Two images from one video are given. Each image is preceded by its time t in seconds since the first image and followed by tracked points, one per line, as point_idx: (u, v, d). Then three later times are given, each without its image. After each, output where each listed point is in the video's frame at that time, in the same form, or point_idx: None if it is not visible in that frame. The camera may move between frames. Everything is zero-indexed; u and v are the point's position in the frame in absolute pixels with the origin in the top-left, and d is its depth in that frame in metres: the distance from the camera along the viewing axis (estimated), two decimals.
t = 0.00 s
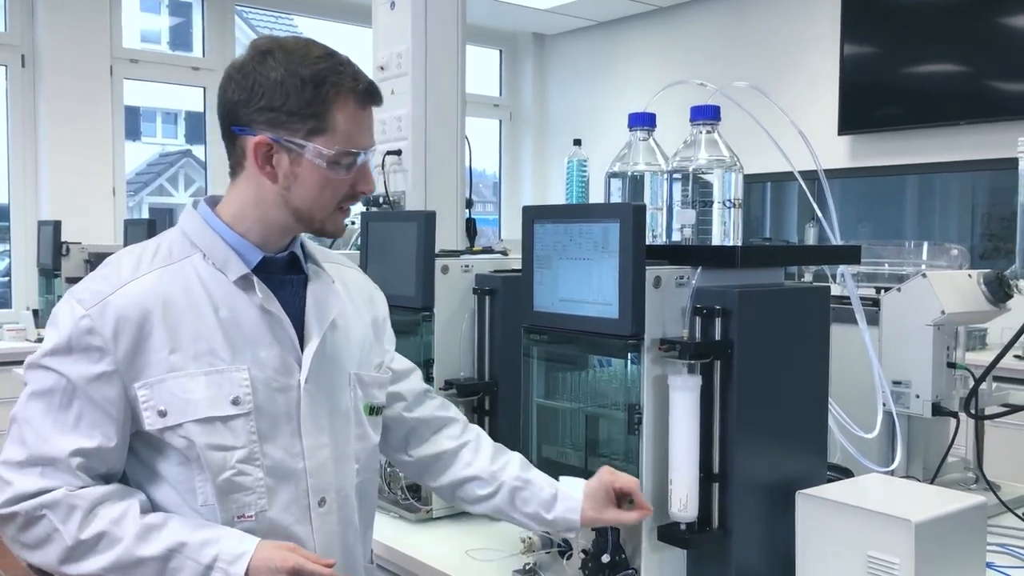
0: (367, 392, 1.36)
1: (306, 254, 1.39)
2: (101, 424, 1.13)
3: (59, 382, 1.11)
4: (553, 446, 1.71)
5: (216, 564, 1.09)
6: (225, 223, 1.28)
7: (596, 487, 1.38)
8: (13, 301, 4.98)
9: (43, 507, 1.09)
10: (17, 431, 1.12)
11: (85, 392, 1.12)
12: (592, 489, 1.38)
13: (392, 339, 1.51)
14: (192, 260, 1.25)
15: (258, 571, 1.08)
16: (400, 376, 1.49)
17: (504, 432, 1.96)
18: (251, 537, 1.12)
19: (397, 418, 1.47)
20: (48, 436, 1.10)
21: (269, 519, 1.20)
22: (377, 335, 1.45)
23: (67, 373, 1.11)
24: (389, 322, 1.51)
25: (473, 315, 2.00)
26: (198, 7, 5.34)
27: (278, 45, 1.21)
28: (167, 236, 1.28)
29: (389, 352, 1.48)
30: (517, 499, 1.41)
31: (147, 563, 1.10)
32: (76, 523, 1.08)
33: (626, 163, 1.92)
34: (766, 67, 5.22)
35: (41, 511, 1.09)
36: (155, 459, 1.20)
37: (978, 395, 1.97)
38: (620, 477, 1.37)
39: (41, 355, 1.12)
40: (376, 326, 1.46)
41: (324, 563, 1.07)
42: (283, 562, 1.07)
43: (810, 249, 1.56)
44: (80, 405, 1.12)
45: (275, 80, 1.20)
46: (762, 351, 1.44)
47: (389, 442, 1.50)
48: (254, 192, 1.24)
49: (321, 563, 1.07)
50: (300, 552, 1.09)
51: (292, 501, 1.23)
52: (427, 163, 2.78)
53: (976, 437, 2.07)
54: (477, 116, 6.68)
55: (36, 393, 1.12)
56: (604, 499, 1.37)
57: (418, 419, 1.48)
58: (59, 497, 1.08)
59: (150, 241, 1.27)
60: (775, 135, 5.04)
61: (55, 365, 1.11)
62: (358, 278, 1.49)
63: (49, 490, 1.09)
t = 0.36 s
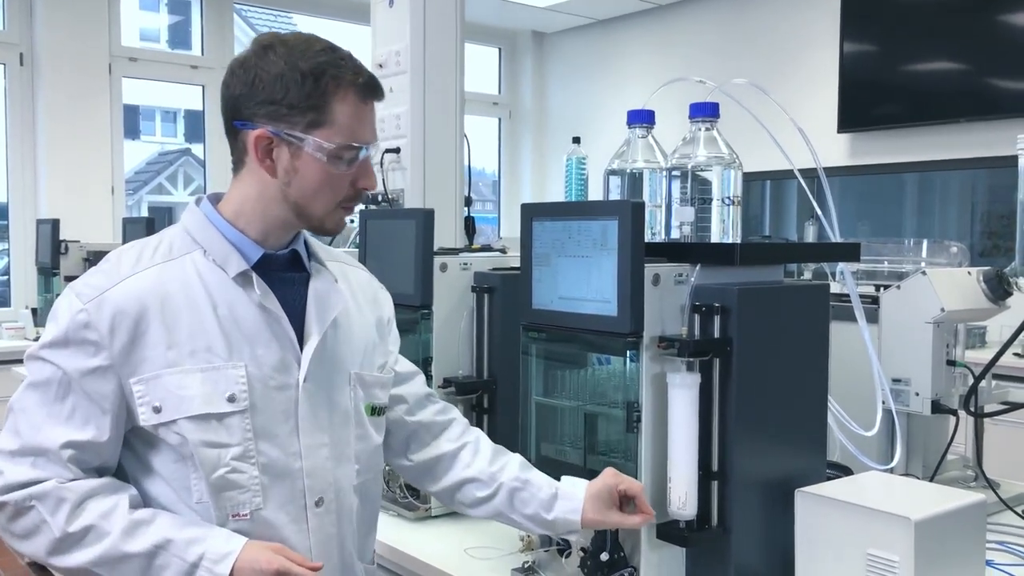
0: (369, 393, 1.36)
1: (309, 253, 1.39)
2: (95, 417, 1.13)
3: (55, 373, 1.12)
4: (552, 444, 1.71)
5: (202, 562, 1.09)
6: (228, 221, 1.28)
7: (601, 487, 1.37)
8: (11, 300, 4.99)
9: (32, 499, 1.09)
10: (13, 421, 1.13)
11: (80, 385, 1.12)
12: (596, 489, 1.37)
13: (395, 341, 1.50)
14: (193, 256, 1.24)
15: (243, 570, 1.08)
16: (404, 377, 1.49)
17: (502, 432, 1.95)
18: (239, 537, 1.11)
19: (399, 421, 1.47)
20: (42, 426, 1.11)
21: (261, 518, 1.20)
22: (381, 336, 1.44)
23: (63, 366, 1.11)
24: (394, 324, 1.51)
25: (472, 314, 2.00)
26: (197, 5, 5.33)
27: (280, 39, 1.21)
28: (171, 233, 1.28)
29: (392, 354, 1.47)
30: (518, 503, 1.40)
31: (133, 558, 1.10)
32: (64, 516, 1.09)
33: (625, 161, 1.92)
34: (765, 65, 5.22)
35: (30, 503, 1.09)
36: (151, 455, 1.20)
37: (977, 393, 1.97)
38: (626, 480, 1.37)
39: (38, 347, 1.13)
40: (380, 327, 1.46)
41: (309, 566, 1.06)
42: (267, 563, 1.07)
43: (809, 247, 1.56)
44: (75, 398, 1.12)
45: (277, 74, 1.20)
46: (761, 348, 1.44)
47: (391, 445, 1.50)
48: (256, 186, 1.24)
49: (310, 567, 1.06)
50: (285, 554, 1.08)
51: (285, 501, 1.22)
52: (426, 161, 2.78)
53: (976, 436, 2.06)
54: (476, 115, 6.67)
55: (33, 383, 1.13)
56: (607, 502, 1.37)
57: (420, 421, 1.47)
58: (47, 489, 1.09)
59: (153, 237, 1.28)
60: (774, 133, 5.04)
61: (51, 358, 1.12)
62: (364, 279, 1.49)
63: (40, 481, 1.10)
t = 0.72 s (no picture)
0: (365, 387, 1.34)
1: (303, 246, 1.39)
2: (88, 414, 1.12)
3: (48, 370, 1.10)
4: (549, 439, 1.70)
5: (198, 557, 1.08)
6: (218, 214, 1.28)
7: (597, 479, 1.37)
8: (9, 296, 4.97)
9: (27, 495, 1.08)
10: (6, 418, 1.12)
11: (73, 382, 1.11)
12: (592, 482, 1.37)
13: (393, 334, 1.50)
14: (184, 250, 1.24)
15: (240, 566, 1.07)
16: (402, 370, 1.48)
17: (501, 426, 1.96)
18: (236, 531, 1.11)
19: (396, 415, 1.46)
20: (36, 423, 1.10)
21: (258, 513, 1.19)
22: (378, 330, 1.44)
23: (55, 362, 1.10)
24: (391, 318, 1.50)
25: (469, 309, 1.99)
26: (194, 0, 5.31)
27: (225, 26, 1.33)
28: (162, 227, 1.27)
29: (389, 348, 1.46)
30: (519, 495, 1.40)
31: (129, 554, 1.09)
32: (59, 513, 1.08)
33: (623, 155, 1.91)
34: (764, 60, 5.21)
35: (26, 499, 1.09)
36: (145, 450, 1.19)
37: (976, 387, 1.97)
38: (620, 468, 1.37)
39: (31, 344, 1.11)
40: (377, 320, 1.45)
41: (308, 560, 1.05)
42: (265, 557, 1.06)
43: (806, 241, 1.55)
44: (68, 394, 1.11)
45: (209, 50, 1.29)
46: (760, 342, 1.44)
47: (389, 441, 1.49)
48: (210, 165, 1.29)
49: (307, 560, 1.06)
50: (282, 548, 1.08)
51: (282, 496, 1.21)
52: (423, 156, 2.77)
53: (974, 430, 2.06)
54: (474, 110, 6.65)
55: (26, 380, 1.11)
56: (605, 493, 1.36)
57: (418, 415, 1.47)
58: (43, 486, 1.08)
59: (144, 231, 1.27)
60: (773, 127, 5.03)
61: (42, 353, 1.11)
62: (359, 271, 1.48)
63: (35, 478, 1.09)
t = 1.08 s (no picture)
0: (358, 382, 1.34)
1: (294, 241, 1.38)
2: (78, 413, 1.12)
3: (37, 371, 1.11)
4: (550, 436, 1.70)
5: (190, 555, 1.08)
6: (208, 211, 1.28)
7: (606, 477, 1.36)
8: (9, 293, 4.97)
9: (19, 496, 1.08)
10: None
11: (62, 381, 1.11)
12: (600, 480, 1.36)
13: (390, 328, 1.50)
14: (173, 247, 1.24)
15: (232, 563, 1.07)
16: (398, 365, 1.47)
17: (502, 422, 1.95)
18: (228, 529, 1.10)
19: (396, 409, 1.46)
20: (26, 425, 1.10)
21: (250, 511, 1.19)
22: (372, 325, 1.43)
23: (43, 362, 1.10)
24: (386, 312, 1.50)
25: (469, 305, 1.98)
26: None
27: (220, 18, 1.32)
28: (150, 225, 1.27)
29: (385, 341, 1.47)
30: (522, 487, 1.39)
31: (121, 554, 1.09)
32: (51, 513, 1.08)
33: (622, 150, 1.90)
34: (764, 56, 5.20)
35: (17, 500, 1.09)
36: (136, 449, 1.19)
37: (978, 384, 1.97)
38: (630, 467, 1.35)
39: (20, 345, 1.12)
40: (370, 314, 1.45)
41: (301, 556, 1.04)
42: (256, 554, 1.06)
43: (807, 238, 1.55)
44: (57, 395, 1.11)
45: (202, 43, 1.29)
46: (760, 338, 1.43)
47: (391, 434, 1.49)
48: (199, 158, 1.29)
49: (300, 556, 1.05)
50: (275, 545, 1.07)
51: (275, 493, 1.21)
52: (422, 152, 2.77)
53: (975, 427, 2.05)
54: (474, 107, 6.63)
55: (16, 381, 1.12)
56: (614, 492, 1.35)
57: (419, 410, 1.46)
58: (34, 486, 1.08)
59: (133, 229, 1.27)
60: (774, 123, 5.01)
61: (32, 354, 1.11)
62: (353, 266, 1.47)
63: (26, 479, 1.09)
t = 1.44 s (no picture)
0: (354, 381, 1.34)
1: (289, 240, 1.38)
2: (74, 413, 1.12)
3: (32, 370, 1.11)
4: (549, 434, 1.69)
5: (187, 555, 1.08)
6: (204, 209, 1.28)
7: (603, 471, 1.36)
8: (9, 292, 4.97)
9: (14, 496, 1.08)
10: None
11: (57, 381, 1.11)
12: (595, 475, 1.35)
13: (387, 326, 1.50)
14: (168, 246, 1.23)
15: (227, 562, 1.07)
16: (394, 362, 1.47)
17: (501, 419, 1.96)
18: (224, 528, 1.10)
19: (393, 407, 1.46)
20: (22, 425, 1.10)
21: (246, 510, 1.18)
22: (369, 324, 1.43)
23: (39, 361, 1.10)
24: (383, 310, 1.50)
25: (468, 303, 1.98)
26: None
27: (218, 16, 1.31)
28: (145, 223, 1.27)
29: (382, 339, 1.46)
30: (519, 482, 1.39)
31: (117, 553, 1.09)
32: (47, 512, 1.08)
33: (622, 148, 1.90)
34: (765, 54, 5.20)
35: (13, 500, 1.08)
36: (132, 448, 1.18)
37: (978, 381, 1.96)
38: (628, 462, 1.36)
39: (15, 344, 1.12)
40: (367, 311, 1.45)
41: (297, 555, 1.04)
42: (253, 553, 1.06)
43: (808, 235, 1.54)
44: (52, 395, 1.11)
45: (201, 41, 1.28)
46: (759, 336, 1.43)
47: (389, 433, 1.49)
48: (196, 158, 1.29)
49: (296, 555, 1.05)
50: (271, 544, 1.07)
51: (271, 492, 1.21)
52: (423, 151, 2.77)
53: (976, 424, 2.05)
54: (474, 106, 6.63)
55: (11, 381, 1.12)
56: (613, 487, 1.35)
57: (415, 406, 1.46)
58: (29, 486, 1.08)
59: (128, 228, 1.27)
60: (774, 121, 5.01)
61: (27, 354, 1.11)
62: (349, 264, 1.47)
63: (21, 479, 1.09)
